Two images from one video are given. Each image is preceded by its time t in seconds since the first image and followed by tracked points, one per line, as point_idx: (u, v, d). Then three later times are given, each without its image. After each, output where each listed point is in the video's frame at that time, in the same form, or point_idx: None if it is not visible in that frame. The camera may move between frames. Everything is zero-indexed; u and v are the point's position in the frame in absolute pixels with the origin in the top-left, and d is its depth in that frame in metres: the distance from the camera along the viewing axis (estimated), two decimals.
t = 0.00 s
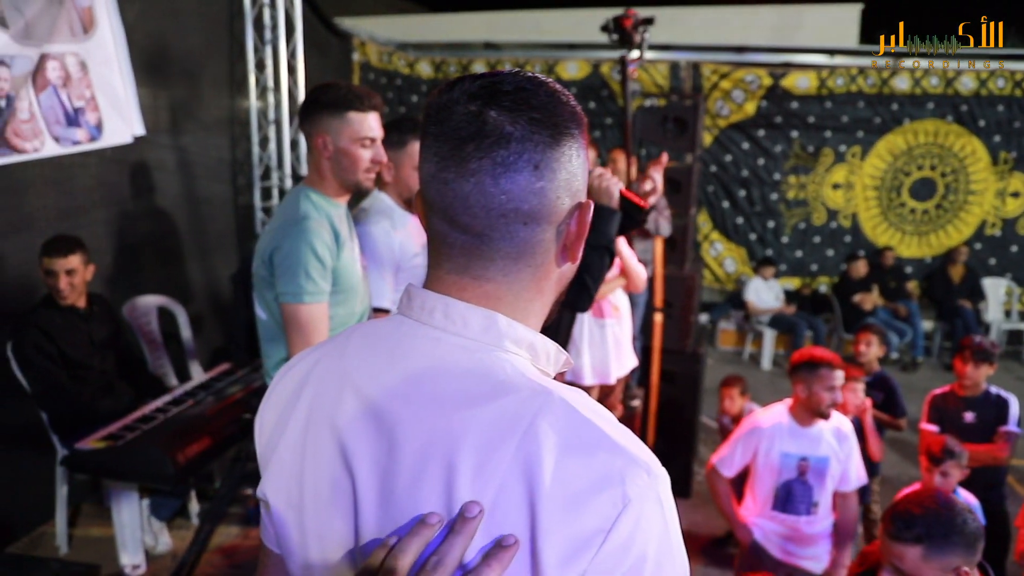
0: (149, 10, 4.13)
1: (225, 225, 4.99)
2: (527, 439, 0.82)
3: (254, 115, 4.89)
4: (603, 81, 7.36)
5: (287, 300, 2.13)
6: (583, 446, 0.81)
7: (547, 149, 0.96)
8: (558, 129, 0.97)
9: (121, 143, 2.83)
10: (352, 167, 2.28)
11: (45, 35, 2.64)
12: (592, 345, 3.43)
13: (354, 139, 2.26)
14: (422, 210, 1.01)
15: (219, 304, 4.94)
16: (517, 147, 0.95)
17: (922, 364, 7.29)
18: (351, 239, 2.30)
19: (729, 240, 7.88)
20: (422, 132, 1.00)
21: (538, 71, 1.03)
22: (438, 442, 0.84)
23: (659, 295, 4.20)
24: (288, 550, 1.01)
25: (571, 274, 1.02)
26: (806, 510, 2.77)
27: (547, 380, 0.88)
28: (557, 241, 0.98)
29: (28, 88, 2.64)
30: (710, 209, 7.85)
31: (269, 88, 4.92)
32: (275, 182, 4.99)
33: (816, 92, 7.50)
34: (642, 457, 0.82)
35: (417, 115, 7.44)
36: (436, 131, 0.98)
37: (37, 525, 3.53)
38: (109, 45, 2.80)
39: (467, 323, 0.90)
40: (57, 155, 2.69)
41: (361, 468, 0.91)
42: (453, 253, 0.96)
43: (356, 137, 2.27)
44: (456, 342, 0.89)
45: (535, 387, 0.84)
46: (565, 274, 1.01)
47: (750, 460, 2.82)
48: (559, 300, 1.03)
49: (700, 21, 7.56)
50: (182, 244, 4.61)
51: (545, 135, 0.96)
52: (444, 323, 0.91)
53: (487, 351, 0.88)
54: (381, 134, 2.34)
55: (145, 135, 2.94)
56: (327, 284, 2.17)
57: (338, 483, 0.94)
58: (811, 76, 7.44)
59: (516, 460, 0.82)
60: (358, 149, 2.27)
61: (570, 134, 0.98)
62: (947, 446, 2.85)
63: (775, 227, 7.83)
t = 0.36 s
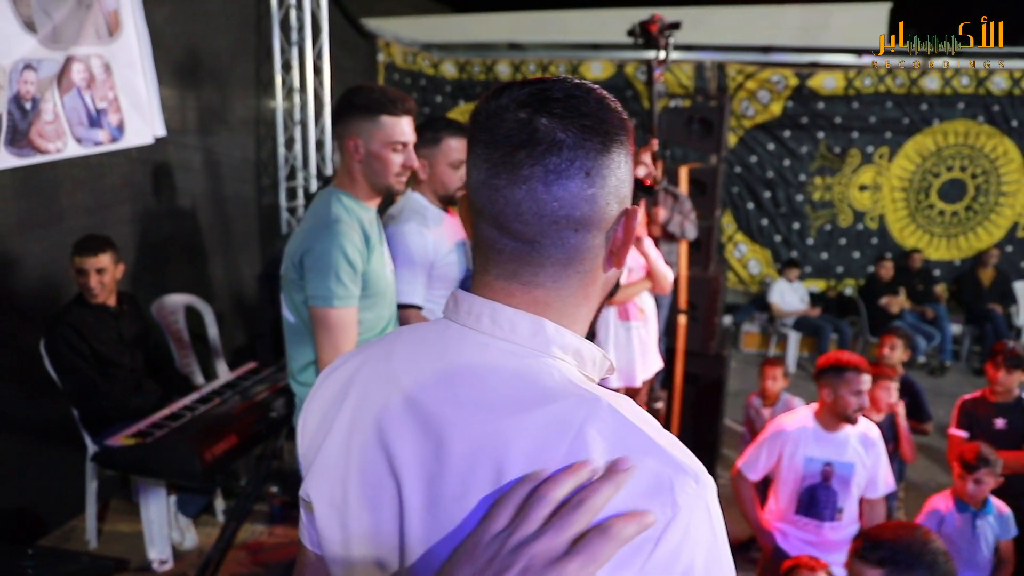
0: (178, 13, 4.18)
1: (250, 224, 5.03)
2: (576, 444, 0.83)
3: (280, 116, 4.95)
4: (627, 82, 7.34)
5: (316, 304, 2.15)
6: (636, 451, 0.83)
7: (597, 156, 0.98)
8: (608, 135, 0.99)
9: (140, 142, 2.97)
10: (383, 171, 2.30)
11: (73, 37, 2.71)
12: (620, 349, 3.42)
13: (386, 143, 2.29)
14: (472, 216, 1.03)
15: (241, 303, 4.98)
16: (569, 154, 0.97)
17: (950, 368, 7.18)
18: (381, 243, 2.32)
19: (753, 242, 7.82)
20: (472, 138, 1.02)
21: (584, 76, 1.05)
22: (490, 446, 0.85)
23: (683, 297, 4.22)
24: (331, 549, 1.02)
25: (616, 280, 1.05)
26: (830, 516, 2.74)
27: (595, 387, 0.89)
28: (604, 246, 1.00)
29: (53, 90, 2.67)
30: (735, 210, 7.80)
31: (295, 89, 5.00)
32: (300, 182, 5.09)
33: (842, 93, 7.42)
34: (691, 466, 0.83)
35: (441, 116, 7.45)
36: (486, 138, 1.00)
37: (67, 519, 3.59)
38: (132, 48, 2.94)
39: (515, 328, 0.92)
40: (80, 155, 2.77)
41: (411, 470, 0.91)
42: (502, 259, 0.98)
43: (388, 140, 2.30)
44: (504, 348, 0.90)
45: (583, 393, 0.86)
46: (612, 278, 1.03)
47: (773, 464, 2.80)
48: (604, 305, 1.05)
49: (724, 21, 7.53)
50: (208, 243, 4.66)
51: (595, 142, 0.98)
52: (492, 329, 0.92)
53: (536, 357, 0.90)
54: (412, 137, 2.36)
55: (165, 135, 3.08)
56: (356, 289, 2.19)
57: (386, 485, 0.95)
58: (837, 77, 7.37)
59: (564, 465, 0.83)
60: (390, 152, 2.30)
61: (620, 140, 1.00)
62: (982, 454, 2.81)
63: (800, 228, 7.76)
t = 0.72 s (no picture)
0: (198, 15, 4.21)
1: (267, 225, 5.05)
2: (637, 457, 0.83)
3: (299, 117, 4.96)
4: (643, 81, 7.26)
5: (344, 317, 2.15)
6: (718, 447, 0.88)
7: (655, 164, 0.99)
8: (665, 144, 1.00)
9: (158, 143, 2.99)
10: (412, 182, 2.31)
11: (92, 40, 2.71)
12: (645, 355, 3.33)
13: (415, 154, 2.30)
14: (524, 223, 1.02)
15: (257, 304, 4.99)
16: (628, 161, 0.97)
17: (972, 370, 7.09)
18: (406, 252, 2.29)
19: (771, 242, 7.78)
20: (525, 145, 1.01)
21: (637, 84, 1.06)
22: (543, 465, 0.84)
23: (702, 298, 4.19)
24: (376, 559, 1.01)
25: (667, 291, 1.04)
26: (858, 520, 2.69)
27: (648, 398, 0.91)
28: (658, 257, 1.00)
29: (72, 92, 2.70)
30: (752, 210, 7.78)
31: (313, 89, 5.02)
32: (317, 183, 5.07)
33: (861, 92, 7.35)
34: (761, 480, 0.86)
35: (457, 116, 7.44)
36: (541, 144, 0.99)
37: (90, 518, 3.62)
38: (151, 48, 2.95)
39: (569, 341, 0.92)
40: (96, 157, 2.78)
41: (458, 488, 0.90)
42: (556, 269, 0.97)
43: (417, 152, 2.30)
44: (559, 360, 0.91)
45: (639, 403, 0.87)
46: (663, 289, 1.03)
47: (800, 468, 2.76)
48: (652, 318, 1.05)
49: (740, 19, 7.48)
50: (227, 243, 4.68)
51: (654, 149, 0.99)
52: (546, 341, 0.93)
53: (591, 370, 0.91)
54: (442, 150, 2.36)
55: (184, 138, 3.07)
56: (384, 301, 2.19)
57: (430, 502, 0.94)
58: (856, 75, 7.30)
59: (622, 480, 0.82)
60: (418, 163, 2.30)
61: (675, 148, 1.01)
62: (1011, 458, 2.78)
63: (819, 228, 7.70)
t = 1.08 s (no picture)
0: (198, 11, 4.16)
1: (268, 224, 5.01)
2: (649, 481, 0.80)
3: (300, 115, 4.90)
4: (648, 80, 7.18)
5: (338, 320, 2.10)
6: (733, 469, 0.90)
7: (671, 158, 0.95)
8: (680, 138, 0.96)
9: (158, 141, 2.98)
10: (407, 179, 2.27)
11: (91, 36, 2.67)
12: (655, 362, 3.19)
13: (410, 151, 2.26)
14: (528, 222, 0.97)
15: (256, 304, 4.95)
16: (642, 154, 0.93)
17: (977, 373, 7.04)
18: (401, 253, 2.25)
19: (776, 243, 7.71)
20: (532, 139, 0.97)
21: (649, 78, 1.03)
22: (547, 489, 0.80)
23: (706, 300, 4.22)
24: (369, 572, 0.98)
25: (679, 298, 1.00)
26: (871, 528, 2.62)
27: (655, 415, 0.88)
28: (671, 261, 0.96)
29: (70, 89, 2.66)
30: (757, 211, 7.69)
31: (315, 87, 4.97)
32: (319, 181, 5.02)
33: (868, 92, 7.29)
34: (777, 509, 0.85)
35: (460, 115, 7.37)
36: (549, 137, 0.95)
37: (87, 519, 3.59)
38: (151, 46, 2.92)
39: (574, 351, 0.87)
40: (95, 154, 2.74)
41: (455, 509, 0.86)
42: (562, 272, 0.93)
43: (410, 149, 2.26)
44: (565, 373, 0.86)
45: (646, 422, 0.84)
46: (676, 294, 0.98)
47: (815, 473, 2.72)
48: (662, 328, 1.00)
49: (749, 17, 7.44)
50: (228, 242, 4.65)
51: (668, 143, 0.95)
52: (550, 351, 0.88)
53: (598, 384, 0.86)
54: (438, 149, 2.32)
55: (182, 135, 3.07)
56: (377, 303, 2.14)
57: (425, 520, 0.90)
58: (863, 75, 7.24)
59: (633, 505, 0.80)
60: (415, 160, 2.27)
61: (691, 144, 0.98)
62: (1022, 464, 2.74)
63: (823, 230, 7.64)
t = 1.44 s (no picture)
0: (199, 12, 4.16)
1: (269, 225, 5.01)
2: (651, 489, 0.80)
3: (301, 116, 4.90)
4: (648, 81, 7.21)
5: (316, 317, 2.08)
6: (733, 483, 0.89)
7: (672, 157, 0.94)
8: (682, 137, 0.95)
9: (161, 142, 2.97)
10: (402, 180, 2.29)
11: (94, 38, 2.67)
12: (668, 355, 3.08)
13: (407, 153, 2.26)
14: (529, 224, 0.98)
15: (257, 305, 4.95)
16: (643, 154, 0.93)
17: (978, 374, 7.04)
18: (390, 256, 2.25)
19: (776, 244, 7.72)
20: (533, 140, 0.98)
21: (650, 78, 1.03)
22: (547, 497, 0.79)
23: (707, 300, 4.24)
24: None
25: (682, 301, 1.00)
26: (877, 531, 2.65)
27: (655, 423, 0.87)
28: (673, 263, 0.96)
29: (75, 90, 2.66)
30: (757, 212, 7.71)
31: (315, 88, 4.96)
32: (319, 182, 5.02)
33: (868, 93, 7.29)
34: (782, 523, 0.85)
35: (460, 116, 7.40)
36: (549, 138, 0.96)
37: (88, 521, 3.59)
38: (155, 48, 2.92)
39: (575, 356, 0.87)
40: (101, 157, 2.77)
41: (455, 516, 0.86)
42: (564, 275, 0.93)
43: (406, 150, 2.26)
44: (566, 378, 0.86)
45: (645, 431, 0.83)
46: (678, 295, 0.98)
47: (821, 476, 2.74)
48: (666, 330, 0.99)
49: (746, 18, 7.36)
50: (229, 244, 4.65)
51: (670, 142, 0.95)
52: (549, 356, 0.88)
53: (598, 391, 0.86)
54: (433, 151, 2.31)
55: (186, 135, 3.07)
56: (359, 302, 2.11)
57: (426, 525, 0.90)
58: (862, 76, 7.24)
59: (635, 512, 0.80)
60: (411, 163, 2.27)
61: (693, 144, 0.97)
62: None
63: (823, 230, 7.65)
